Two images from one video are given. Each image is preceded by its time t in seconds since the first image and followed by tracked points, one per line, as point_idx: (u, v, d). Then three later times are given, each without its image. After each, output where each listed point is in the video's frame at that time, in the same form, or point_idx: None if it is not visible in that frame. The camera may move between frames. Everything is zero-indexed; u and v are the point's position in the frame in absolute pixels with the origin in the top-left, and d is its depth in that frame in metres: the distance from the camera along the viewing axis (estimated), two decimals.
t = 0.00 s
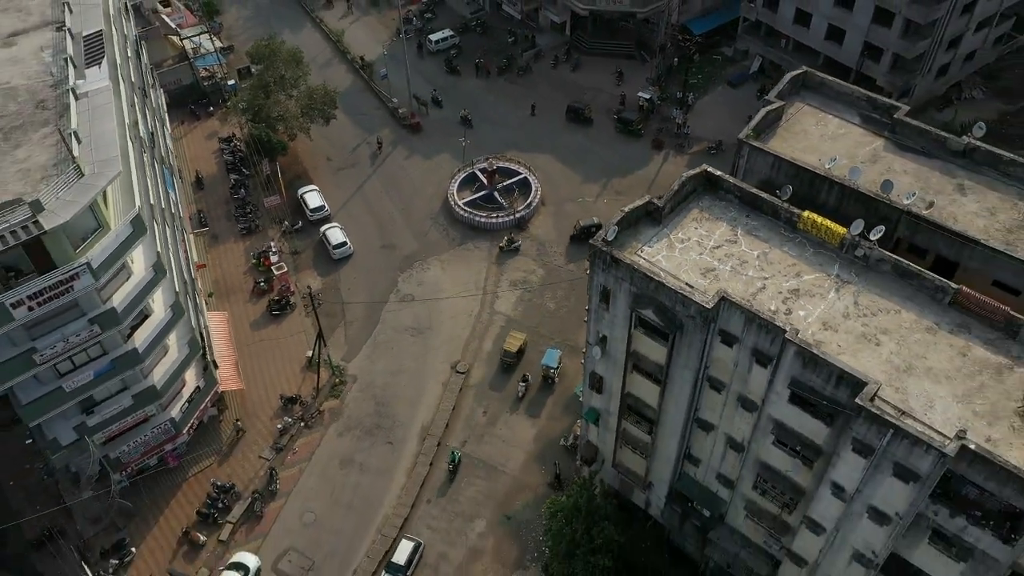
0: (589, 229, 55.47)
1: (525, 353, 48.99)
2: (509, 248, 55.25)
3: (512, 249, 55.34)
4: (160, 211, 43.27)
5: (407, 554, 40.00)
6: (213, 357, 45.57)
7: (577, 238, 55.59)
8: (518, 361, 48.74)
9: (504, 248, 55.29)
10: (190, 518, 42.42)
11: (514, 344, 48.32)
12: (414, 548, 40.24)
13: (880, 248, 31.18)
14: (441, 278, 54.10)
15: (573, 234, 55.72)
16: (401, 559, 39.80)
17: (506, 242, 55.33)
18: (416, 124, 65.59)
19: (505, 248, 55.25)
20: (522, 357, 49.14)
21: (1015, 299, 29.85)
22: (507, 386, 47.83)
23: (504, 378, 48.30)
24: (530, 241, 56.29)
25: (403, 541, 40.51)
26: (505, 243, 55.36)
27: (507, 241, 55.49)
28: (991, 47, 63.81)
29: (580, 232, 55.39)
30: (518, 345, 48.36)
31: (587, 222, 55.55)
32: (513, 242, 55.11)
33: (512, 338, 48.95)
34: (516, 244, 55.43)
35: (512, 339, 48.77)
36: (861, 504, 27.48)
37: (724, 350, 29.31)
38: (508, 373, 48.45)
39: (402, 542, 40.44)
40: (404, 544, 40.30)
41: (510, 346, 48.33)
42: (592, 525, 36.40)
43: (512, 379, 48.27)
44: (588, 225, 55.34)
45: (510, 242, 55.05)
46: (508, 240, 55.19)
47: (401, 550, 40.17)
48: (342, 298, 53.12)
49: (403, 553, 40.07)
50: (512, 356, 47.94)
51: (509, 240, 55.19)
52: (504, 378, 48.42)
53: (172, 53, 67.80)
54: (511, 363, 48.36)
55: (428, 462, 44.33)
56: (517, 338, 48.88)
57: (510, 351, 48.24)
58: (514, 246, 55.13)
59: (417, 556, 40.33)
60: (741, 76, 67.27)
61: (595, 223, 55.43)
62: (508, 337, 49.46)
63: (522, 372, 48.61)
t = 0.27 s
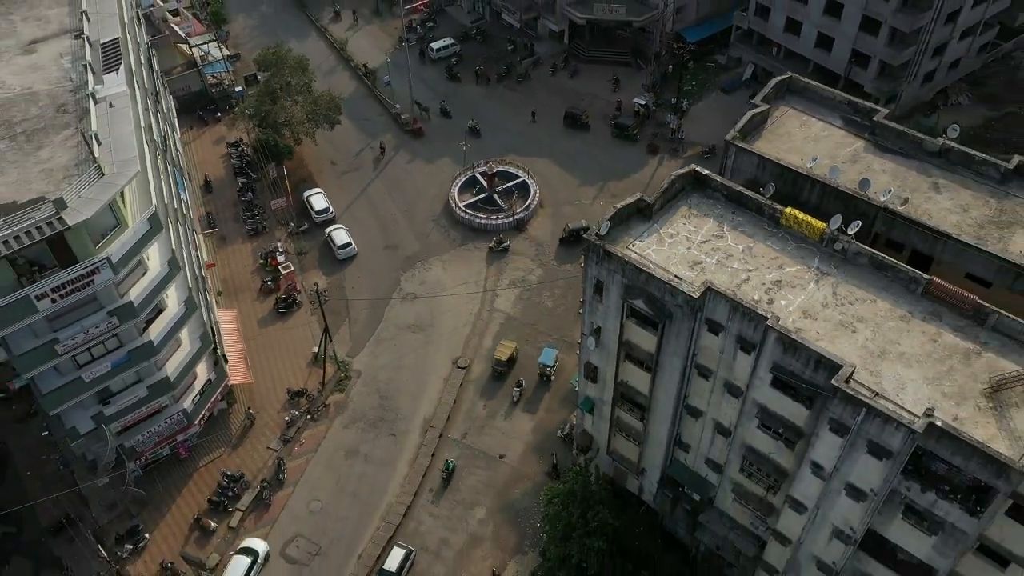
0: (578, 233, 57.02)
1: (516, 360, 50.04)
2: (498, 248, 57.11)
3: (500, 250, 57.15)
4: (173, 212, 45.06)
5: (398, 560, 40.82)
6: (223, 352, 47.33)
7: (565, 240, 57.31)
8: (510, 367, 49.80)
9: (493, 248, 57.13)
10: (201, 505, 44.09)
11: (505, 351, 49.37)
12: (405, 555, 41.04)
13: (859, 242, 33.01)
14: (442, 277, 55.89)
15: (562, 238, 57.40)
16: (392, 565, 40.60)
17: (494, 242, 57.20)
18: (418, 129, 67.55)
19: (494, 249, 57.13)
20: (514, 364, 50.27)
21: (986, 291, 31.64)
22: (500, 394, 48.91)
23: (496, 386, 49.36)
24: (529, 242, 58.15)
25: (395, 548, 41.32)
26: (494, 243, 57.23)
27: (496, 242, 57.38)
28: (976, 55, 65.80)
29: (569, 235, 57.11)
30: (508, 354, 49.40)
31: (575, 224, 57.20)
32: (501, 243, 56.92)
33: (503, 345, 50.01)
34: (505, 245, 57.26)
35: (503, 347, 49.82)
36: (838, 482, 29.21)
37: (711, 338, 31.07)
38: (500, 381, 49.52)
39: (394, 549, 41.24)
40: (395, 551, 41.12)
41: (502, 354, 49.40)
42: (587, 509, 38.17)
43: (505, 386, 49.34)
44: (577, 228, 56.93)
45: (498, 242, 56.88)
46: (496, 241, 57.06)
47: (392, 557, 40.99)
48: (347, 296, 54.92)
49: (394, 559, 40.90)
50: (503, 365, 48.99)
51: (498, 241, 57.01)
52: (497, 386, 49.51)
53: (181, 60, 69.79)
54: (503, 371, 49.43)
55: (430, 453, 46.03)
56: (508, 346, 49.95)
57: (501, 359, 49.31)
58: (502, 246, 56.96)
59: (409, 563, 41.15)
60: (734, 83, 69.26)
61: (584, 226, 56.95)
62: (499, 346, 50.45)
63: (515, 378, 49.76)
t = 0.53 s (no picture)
0: (566, 235, 59.41)
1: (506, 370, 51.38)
2: (486, 248, 59.68)
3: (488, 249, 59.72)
4: (188, 212, 47.38)
5: (388, 567, 41.84)
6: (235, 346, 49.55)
7: (554, 244, 59.56)
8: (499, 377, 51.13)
9: (482, 248, 59.69)
10: (213, 492, 46.19)
11: (494, 361, 50.69)
12: (395, 563, 42.04)
13: (835, 236, 35.24)
14: (444, 277, 58.12)
15: (550, 241, 59.67)
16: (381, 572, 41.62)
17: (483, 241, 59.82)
18: (420, 135, 69.94)
19: (482, 248, 59.70)
20: (512, 359, 52.47)
21: (955, 282, 33.88)
22: (491, 402, 50.27)
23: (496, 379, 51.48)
24: (528, 242, 60.46)
25: (385, 556, 42.33)
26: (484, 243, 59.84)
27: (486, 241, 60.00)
28: (958, 64, 68.30)
29: (557, 238, 59.45)
30: (498, 363, 50.70)
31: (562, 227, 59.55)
32: (489, 243, 59.53)
33: (493, 356, 51.40)
34: (493, 245, 59.83)
35: (493, 357, 51.22)
36: (814, 458, 31.41)
37: (696, 325, 33.27)
38: (490, 390, 50.85)
39: (384, 557, 42.28)
40: (385, 559, 42.14)
41: (491, 365, 50.71)
42: (581, 491, 40.11)
43: (496, 396, 50.68)
44: (564, 231, 59.26)
45: (486, 242, 59.50)
46: (485, 241, 59.67)
47: (382, 564, 42.03)
48: (352, 294, 57.18)
49: (384, 567, 41.93)
50: (493, 374, 50.33)
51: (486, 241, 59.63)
52: (487, 395, 50.81)
53: (191, 69, 72.21)
54: (493, 381, 50.67)
55: (433, 442, 48.15)
56: (498, 356, 51.31)
57: (491, 369, 50.65)
58: (490, 246, 59.57)
59: (399, 570, 42.17)
60: (726, 90, 71.68)
61: (571, 228, 59.32)
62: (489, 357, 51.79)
63: (505, 387, 51.12)
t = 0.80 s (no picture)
0: (553, 239, 61.38)
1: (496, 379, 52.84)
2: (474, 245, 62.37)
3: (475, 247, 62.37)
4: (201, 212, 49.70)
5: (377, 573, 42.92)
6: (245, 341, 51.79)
7: (542, 247, 61.62)
8: (490, 387, 52.57)
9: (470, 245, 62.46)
10: (224, 479, 48.32)
11: (484, 372, 52.13)
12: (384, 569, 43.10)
13: (813, 232, 37.56)
14: (444, 277, 60.40)
15: (538, 244, 61.76)
16: None
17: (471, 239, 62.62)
18: (422, 142, 72.39)
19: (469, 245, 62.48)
20: (510, 355, 54.71)
21: (923, 274, 36.01)
22: (483, 410, 51.68)
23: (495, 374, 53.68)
24: (526, 244, 62.80)
25: (374, 563, 43.40)
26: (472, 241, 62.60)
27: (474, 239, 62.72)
28: (941, 73, 70.83)
29: (544, 241, 61.53)
30: (488, 373, 52.14)
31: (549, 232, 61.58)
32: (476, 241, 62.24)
33: (482, 366, 52.89)
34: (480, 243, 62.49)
35: (483, 367, 52.72)
36: (792, 437, 33.64)
37: (681, 314, 35.53)
38: (481, 398, 52.25)
39: (374, 563, 43.36)
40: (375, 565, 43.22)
41: (481, 376, 52.16)
42: (576, 475, 42.27)
43: (487, 403, 52.10)
44: (551, 235, 61.32)
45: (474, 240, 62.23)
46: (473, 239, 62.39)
47: (371, 570, 43.11)
48: (357, 293, 59.48)
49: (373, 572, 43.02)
50: (483, 384, 51.72)
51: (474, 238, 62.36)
52: (479, 404, 52.20)
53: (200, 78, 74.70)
54: (483, 391, 52.07)
55: (435, 433, 50.32)
56: (488, 366, 52.77)
57: (481, 379, 52.06)
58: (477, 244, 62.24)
59: None
60: (718, 98, 74.21)
61: (557, 232, 61.35)
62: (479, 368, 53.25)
63: (497, 395, 52.55)
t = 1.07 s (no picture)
0: (543, 242, 63.41)
1: (488, 388, 53.99)
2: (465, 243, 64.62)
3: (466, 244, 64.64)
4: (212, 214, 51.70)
5: None
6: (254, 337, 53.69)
7: (531, 249, 63.61)
8: (482, 395, 53.72)
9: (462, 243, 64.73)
10: (234, 470, 50.12)
11: (476, 381, 53.25)
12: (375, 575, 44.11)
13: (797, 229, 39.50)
14: (445, 277, 62.32)
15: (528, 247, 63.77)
16: None
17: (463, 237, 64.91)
18: (424, 147, 74.44)
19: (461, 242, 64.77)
20: (509, 352, 56.60)
21: (901, 269, 37.86)
22: (475, 418, 52.72)
23: (494, 370, 55.52)
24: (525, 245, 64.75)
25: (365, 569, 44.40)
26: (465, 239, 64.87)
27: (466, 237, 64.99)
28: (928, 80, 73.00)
29: (534, 244, 63.44)
30: (480, 383, 53.33)
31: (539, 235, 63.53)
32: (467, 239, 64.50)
33: (474, 376, 54.04)
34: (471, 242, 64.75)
35: (474, 377, 53.85)
36: (775, 422, 35.50)
37: (671, 306, 37.42)
38: (474, 408, 53.31)
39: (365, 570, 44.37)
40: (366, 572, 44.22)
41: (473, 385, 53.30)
42: (572, 463, 44.09)
43: (479, 412, 53.16)
44: (541, 238, 63.33)
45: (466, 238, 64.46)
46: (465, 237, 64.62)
47: None
48: (360, 292, 61.42)
49: None
50: (475, 393, 52.88)
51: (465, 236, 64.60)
52: (471, 413, 53.24)
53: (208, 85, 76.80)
54: (476, 400, 53.16)
55: (436, 426, 52.15)
56: (479, 376, 53.93)
57: (473, 388, 53.24)
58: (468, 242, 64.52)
59: None
60: (711, 104, 76.32)
61: (547, 236, 63.34)
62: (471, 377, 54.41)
63: (489, 403, 53.67)
